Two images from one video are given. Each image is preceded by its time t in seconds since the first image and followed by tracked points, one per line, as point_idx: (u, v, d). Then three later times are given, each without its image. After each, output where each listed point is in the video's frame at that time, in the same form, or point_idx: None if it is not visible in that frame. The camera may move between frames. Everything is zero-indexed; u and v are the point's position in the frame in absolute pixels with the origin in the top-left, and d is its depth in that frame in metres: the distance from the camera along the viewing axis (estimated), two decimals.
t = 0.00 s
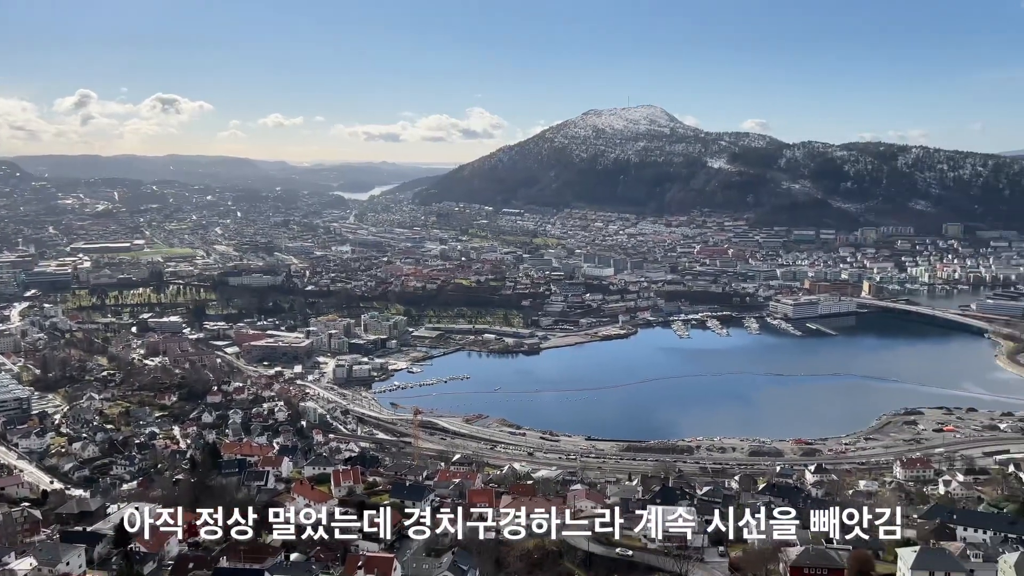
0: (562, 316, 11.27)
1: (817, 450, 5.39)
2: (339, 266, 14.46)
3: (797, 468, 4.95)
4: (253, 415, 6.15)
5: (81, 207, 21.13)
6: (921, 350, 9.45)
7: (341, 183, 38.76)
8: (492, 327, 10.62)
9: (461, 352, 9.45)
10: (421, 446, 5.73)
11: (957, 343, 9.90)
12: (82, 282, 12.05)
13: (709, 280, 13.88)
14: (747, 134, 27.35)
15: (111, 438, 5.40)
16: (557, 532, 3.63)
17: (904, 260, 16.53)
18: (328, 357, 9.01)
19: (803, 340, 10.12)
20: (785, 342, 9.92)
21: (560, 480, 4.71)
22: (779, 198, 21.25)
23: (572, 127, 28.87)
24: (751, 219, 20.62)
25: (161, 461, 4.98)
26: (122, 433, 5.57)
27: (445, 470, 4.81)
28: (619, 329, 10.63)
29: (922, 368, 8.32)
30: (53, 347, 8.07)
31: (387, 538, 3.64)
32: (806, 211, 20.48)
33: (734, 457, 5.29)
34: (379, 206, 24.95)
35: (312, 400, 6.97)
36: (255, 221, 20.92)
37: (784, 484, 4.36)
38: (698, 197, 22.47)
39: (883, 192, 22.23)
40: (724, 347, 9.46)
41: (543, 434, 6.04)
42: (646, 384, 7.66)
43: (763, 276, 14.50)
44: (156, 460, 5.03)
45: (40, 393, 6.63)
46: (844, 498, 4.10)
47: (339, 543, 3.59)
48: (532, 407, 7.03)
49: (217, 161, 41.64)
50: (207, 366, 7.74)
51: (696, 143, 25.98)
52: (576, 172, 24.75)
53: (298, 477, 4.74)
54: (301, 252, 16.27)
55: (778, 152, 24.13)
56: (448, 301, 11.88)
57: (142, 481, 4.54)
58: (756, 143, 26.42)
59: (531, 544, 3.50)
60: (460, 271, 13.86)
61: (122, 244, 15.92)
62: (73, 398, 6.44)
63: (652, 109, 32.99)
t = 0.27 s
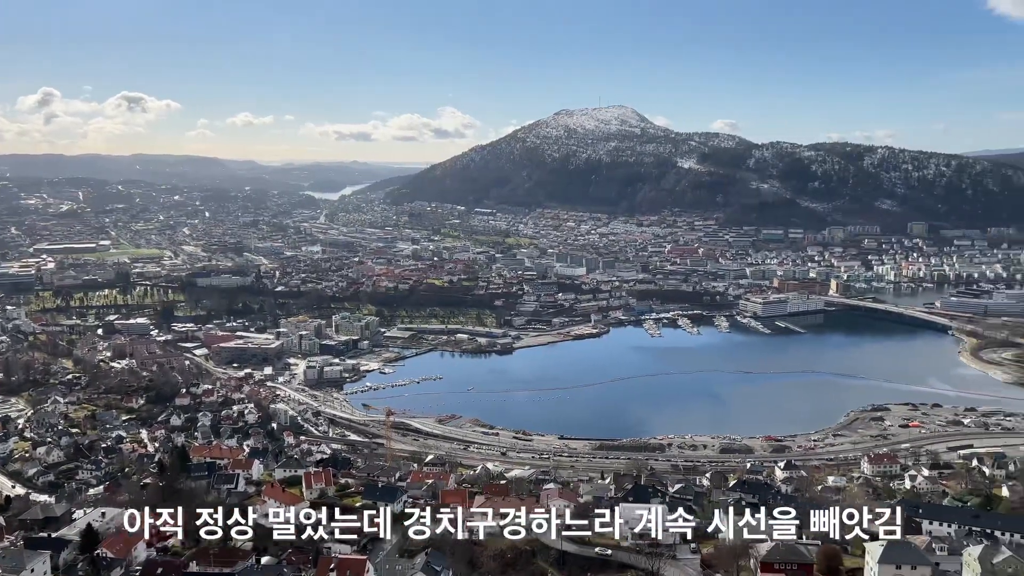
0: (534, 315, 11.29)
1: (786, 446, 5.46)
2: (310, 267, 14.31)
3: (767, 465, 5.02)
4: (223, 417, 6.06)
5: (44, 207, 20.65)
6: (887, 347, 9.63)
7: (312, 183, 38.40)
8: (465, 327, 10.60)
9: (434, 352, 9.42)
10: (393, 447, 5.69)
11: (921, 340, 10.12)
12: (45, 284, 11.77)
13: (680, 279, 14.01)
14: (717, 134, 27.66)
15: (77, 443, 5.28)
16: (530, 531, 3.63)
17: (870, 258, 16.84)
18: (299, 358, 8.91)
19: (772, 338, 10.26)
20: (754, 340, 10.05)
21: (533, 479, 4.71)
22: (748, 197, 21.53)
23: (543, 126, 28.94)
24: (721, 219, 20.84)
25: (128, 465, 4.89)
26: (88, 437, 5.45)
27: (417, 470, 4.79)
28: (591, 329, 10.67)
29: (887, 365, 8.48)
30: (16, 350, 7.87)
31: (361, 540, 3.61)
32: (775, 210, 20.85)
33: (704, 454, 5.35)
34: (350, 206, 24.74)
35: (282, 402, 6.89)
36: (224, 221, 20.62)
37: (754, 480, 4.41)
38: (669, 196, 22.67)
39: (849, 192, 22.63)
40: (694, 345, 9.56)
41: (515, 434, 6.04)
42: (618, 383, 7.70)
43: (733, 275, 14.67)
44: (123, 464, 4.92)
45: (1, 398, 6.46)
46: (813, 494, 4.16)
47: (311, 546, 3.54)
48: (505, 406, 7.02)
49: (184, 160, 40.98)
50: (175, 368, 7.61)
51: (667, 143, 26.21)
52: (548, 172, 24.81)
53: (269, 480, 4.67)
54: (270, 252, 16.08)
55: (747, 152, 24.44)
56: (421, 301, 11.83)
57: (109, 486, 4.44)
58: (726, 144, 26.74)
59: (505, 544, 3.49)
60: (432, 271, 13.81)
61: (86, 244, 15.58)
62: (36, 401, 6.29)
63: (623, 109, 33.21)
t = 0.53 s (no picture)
0: (508, 315, 11.28)
1: (758, 443, 5.53)
2: (281, 267, 14.16)
3: (739, 462, 5.08)
4: (193, 420, 5.96)
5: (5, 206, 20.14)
6: (855, 344, 9.79)
7: (282, 183, 37.97)
8: (438, 327, 10.56)
9: (407, 353, 9.37)
10: (366, 449, 5.65)
11: (888, 337, 10.31)
12: (8, 285, 11.48)
13: (653, 278, 14.12)
14: (688, 134, 27.92)
15: (42, 447, 5.16)
16: (504, 531, 3.64)
17: (838, 257, 17.12)
18: (271, 359, 8.81)
19: (743, 336, 10.38)
20: (725, 338, 10.16)
21: (507, 478, 4.71)
22: (719, 197, 21.76)
23: (516, 126, 28.96)
24: (693, 218, 21.04)
25: (96, 469, 4.78)
26: (54, 441, 5.32)
27: (391, 471, 4.76)
28: (565, 328, 10.70)
29: (856, 362, 8.62)
30: None
31: (333, 544, 3.58)
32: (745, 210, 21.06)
33: (677, 451, 5.39)
34: (322, 206, 24.50)
35: (254, 404, 6.80)
36: (193, 220, 20.30)
37: (726, 477, 4.45)
38: (641, 196, 22.84)
39: (818, 192, 23.00)
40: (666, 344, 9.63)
41: (490, 434, 6.03)
42: (591, 382, 7.73)
43: (705, 274, 14.81)
44: (91, 468, 4.82)
45: None
46: (784, 490, 4.21)
47: (284, 548, 3.49)
48: (479, 406, 7.01)
49: (152, 159, 40.29)
50: (143, 371, 7.47)
51: (639, 143, 26.40)
52: (521, 171, 24.83)
53: (240, 483, 4.60)
54: (241, 253, 15.87)
55: (717, 152, 24.73)
56: (394, 301, 11.76)
57: (75, 491, 4.34)
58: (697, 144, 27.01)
59: (479, 544, 3.49)
60: (405, 271, 13.75)
61: (51, 245, 15.23)
62: None
63: (596, 110, 33.37)
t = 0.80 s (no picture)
0: (482, 315, 11.27)
1: (730, 441, 5.59)
2: (252, 268, 13.99)
3: (712, 459, 5.13)
4: (163, 423, 5.86)
5: None
6: (826, 342, 9.93)
7: (254, 182, 37.51)
8: (412, 327, 10.51)
9: (381, 353, 9.31)
10: (340, 450, 5.60)
11: (857, 335, 10.48)
12: None
13: (626, 278, 14.21)
14: (661, 135, 28.15)
15: (7, 451, 5.03)
16: (479, 531, 3.63)
17: (809, 256, 17.37)
18: (242, 360, 8.69)
19: (716, 334, 10.49)
20: (698, 337, 10.25)
21: (481, 478, 4.70)
22: (691, 197, 21.96)
23: (490, 126, 28.95)
24: (666, 218, 21.21)
25: (63, 474, 4.67)
26: (19, 445, 5.19)
27: (365, 472, 4.72)
28: (540, 328, 10.72)
29: (826, 360, 8.75)
30: None
31: (307, 546, 3.54)
32: (717, 209, 21.30)
33: (651, 450, 5.43)
34: (294, 205, 24.25)
35: (225, 406, 6.70)
36: (162, 221, 19.97)
37: (700, 474, 4.49)
38: (615, 196, 22.97)
39: (788, 192, 23.32)
40: (640, 343, 9.69)
41: (465, 434, 6.01)
42: (565, 381, 7.74)
43: (678, 273, 14.93)
44: (58, 473, 4.71)
45: None
46: (756, 487, 4.26)
47: (257, 552, 3.45)
48: (454, 406, 6.99)
49: (119, 158, 39.55)
50: (112, 373, 7.32)
51: (612, 143, 26.55)
52: (495, 171, 24.83)
53: (212, 485, 4.53)
54: (211, 253, 15.64)
55: (690, 152, 24.99)
56: (367, 302, 11.69)
57: (42, 496, 4.24)
58: (669, 144, 27.24)
59: (454, 545, 3.48)
60: (379, 271, 13.67)
61: (14, 245, 14.87)
62: None
63: (569, 110, 33.48)
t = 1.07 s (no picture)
0: (457, 315, 11.24)
1: (703, 438, 5.64)
2: (224, 268, 13.80)
3: (686, 457, 5.16)
4: (133, 425, 5.75)
5: None
6: (797, 341, 10.07)
7: (225, 182, 37.01)
8: (386, 328, 10.45)
9: (355, 354, 9.24)
10: (313, 452, 5.55)
11: (828, 333, 10.64)
12: None
13: (600, 277, 14.27)
14: (634, 135, 28.33)
15: None
16: (455, 531, 3.61)
17: (780, 255, 17.60)
18: (214, 362, 8.56)
19: (690, 333, 10.58)
20: (672, 336, 10.33)
21: (457, 479, 4.68)
22: (665, 197, 22.13)
23: (464, 126, 28.88)
24: (640, 218, 21.34)
25: (30, 478, 4.54)
26: None
27: (339, 474, 4.68)
28: (515, 327, 10.73)
29: (797, 358, 8.87)
30: None
31: (281, 548, 3.50)
32: (690, 209, 21.50)
33: (626, 448, 5.45)
34: (265, 205, 23.96)
35: (197, 408, 6.60)
36: (131, 221, 19.61)
37: (674, 472, 4.53)
38: (589, 196, 23.07)
39: (760, 192, 23.61)
40: (614, 342, 9.74)
41: (440, 435, 5.98)
42: (541, 381, 7.75)
43: (651, 273, 15.04)
44: (24, 478, 4.59)
45: None
46: (730, 484, 4.30)
47: (229, 556, 3.40)
48: (429, 407, 6.96)
49: (85, 157, 38.75)
50: (79, 375, 7.17)
51: (586, 143, 26.66)
52: (469, 171, 24.79)
53: (183, 489, 4.46)
54: (181, 254, 15.40)
55: (663, 153, 25.23)
56: (341, 302, 11.59)
57: (7, 501, 4.13)
58: (643, 144, 27.43)
59: (429, 546, 3.47)
60: (353, 271, 13.57)
61: None
62: None
63: (544, 110, 33.55)
